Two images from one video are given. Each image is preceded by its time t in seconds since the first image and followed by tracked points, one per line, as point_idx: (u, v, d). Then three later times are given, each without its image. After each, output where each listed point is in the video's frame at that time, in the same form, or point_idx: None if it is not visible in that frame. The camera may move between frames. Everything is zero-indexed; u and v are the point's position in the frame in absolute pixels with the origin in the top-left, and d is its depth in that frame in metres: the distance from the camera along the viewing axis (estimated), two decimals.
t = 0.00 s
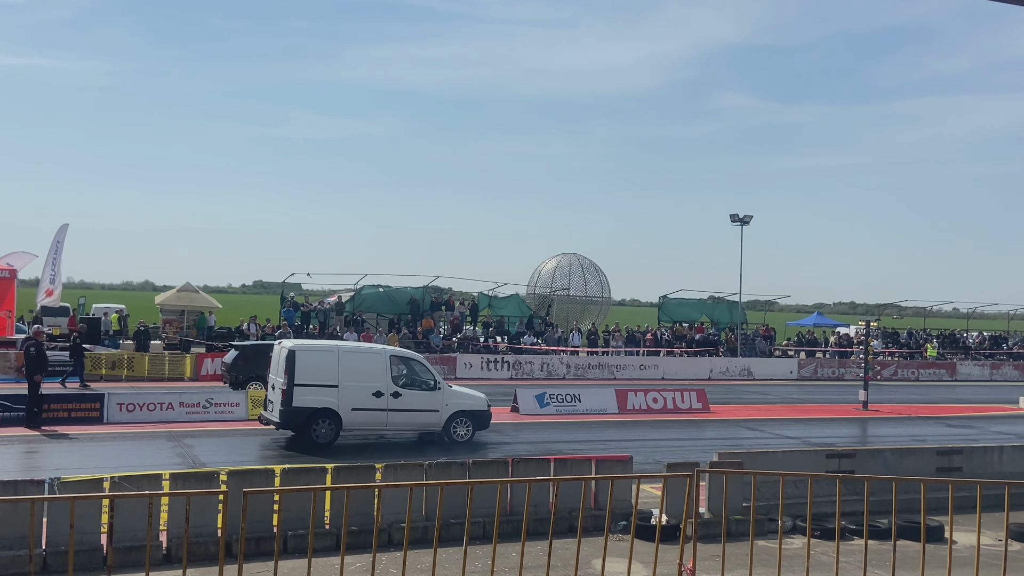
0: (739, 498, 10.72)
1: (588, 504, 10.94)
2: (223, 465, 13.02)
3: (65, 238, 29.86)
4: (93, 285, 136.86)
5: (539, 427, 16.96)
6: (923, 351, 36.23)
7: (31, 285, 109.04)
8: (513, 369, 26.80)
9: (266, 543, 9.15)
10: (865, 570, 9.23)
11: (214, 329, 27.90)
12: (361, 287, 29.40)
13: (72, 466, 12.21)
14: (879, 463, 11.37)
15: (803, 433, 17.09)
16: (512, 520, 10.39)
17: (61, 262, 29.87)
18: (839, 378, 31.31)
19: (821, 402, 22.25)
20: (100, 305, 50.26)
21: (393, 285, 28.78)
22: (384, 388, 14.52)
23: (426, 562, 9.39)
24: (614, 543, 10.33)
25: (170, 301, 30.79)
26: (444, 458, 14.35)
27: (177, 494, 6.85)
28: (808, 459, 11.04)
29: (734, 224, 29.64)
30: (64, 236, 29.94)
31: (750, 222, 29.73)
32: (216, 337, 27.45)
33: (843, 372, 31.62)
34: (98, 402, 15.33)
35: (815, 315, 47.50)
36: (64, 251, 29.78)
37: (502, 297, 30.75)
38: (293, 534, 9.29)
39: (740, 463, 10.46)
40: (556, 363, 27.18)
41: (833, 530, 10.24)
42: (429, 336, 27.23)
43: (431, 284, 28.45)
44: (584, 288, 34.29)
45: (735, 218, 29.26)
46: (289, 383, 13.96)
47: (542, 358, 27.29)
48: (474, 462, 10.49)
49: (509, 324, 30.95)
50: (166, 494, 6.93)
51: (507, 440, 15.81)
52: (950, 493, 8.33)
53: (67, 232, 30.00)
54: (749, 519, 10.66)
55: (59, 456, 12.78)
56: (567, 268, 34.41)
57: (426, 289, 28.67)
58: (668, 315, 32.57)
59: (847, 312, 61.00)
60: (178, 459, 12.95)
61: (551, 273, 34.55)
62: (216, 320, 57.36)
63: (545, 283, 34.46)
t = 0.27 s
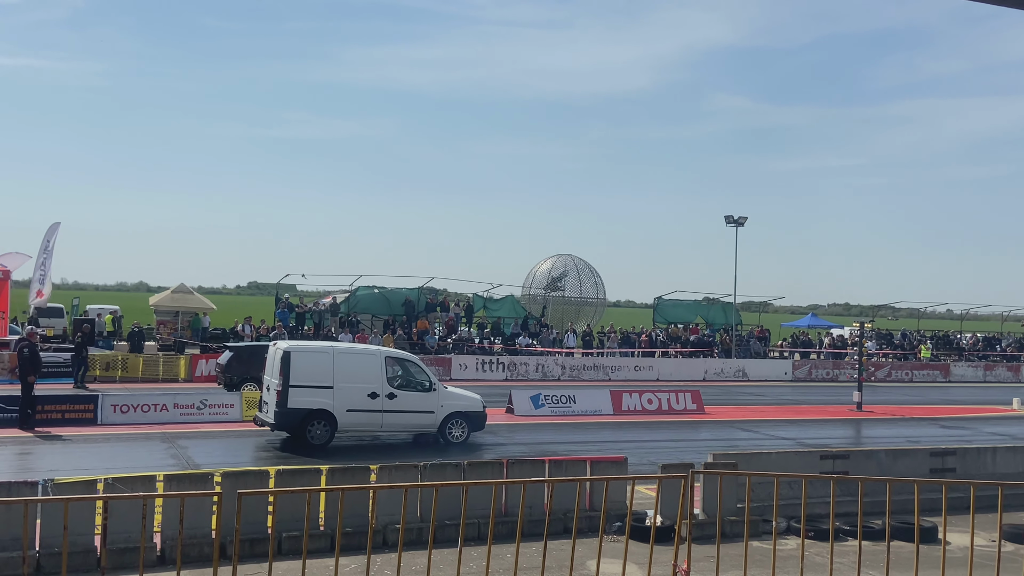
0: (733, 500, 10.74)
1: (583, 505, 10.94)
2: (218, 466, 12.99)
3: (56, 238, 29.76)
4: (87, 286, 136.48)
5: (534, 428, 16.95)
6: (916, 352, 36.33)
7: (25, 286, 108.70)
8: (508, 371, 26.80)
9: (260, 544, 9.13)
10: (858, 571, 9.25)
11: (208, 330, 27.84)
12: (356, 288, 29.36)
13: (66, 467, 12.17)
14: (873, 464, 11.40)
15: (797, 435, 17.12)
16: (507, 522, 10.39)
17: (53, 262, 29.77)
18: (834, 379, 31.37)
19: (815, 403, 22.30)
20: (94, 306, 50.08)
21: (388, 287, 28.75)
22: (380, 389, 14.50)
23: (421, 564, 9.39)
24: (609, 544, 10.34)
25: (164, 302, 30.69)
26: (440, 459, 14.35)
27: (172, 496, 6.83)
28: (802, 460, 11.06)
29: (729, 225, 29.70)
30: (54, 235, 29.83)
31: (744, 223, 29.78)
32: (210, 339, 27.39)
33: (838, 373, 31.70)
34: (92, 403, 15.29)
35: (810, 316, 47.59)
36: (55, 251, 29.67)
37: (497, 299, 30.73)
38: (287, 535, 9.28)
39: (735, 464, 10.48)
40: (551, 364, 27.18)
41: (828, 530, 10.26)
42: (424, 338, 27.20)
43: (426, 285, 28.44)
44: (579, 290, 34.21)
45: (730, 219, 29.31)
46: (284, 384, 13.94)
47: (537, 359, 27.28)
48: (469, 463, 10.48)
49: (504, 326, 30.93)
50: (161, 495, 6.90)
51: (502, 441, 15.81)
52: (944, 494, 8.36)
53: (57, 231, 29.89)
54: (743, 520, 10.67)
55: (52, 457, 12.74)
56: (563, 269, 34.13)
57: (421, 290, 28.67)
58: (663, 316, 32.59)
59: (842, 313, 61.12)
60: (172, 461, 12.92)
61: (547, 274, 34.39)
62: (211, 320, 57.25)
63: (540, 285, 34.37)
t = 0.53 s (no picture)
0: (729, 501, 10.75)
1: (578, 506, 10.94)
2: (212, 467, 12.95)
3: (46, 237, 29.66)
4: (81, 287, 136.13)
5: (529, 429, 16.94)
6: (911, 353, 36.42)
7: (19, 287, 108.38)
8: (503, 371, 26.79)
9: (255, 546, 9.11)
10: (853, 571, 9.25)
11: (203, 331, 27.78)
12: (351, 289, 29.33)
13: (59, 469, 12.12)
14: (868, 465, 11.42)
15: (792, 435, 17.15)
16: (502, 523, 10.38)
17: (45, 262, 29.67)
18: (828, 380, 31.43)
19: (810, 404, 22.34)
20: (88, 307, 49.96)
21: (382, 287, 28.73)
22: (375, 390, 14.48)
23: (415, 565, 9.37)
24: (604, 545, 10.34)
25: (158, 303, 30.62)
26: (435, 460, 14.33)
27: (166, 497, 6.81)
28: (797, 461, 11.07)
29: (724, 226, 29.72)
30: (44, 235, 29.75)
31: (739, 224, 29.80)
32: (205, 340, 27.33)
33: (832, 374, 31.76)
34: (86, 404, 15.24)
35: (805, 317, 47.67)
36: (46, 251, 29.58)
37: (492, 300, 30.70)
38: (282, 536, 9.26)
39: (730, 465, 10.48)
40: (546, 365, 27.18)
41: (822, 531, 10.27)
42: (419, 339, 27.17)
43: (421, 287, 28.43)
44: (574, 291, 34.21)
45: (725, 221, 29.32)
46: (280, 386, 13.92)
47: (532, 360, 27.29)
48: (464, 463, 10.47)
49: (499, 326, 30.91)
50: (155, 497, 6.87)
51: (497, 442, 15.80)
52: (938, 495, 8.37)
53: (45, 230, 29.77)
54: (738, 521, 10.68)
55: (46, 458, 12.69)
56: (558, 270, 34.11)
57: (417, 290, 28.66)
58: (658, 317, 32.60)
59: (836, 313, 61.21)
60: (167, 462, 12.89)
61: (541, 275, 34.35)
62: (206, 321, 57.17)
63: (535, 286, 34.34)
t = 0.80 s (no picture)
0: (725, 501, 10.76)
1: (574, 507, 10.94)
2: (207, 469, 12.93)
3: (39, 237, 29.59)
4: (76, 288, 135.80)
5: (525, 430, 16.94)
6: (905, 353, 36.49)
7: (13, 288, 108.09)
8: (499, 372, 26.79)
9: (250, 547, 9.09)
10: (848, 571, 9.26)
11: (198, 332, 27.73)
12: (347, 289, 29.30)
13: (54, 470, 12.08)
14: (863, 465, 11.44)
15: (787, 436, 17.17)
16: (498, 523, 10.38)
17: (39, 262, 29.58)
18: (824, 380, 31.49)
19: (805, 405, 22.37)
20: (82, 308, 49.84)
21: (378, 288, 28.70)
22: (371, 391, 14.47)
23: (411, 566, 9.36)
24: (600, 546, 10.34)
25: (153, 303, 30.54)
26: (432, 461, 14.32)
27: (162, 498, 6.78)
28: (793, 462, 11.09)
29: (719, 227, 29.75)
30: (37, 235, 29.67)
31: (735, 225, 29.84)
32: (200, 340, 27.28)
33: (827, 374, 31.82)
34: (80, 405, 15.20)
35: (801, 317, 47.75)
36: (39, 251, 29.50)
37: (488, 300, 30.67)
38: (277, 538, 9.24)
39: (725, 465, 10.49)
40: (542, 366, 27.19)
41: (818, 531, 10.28)
42: (415, 339, 27.13)
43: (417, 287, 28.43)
44: (570, 291, 34.22)
45: (720, 221, 29.37)
46: (275, 387, 13.89)
47: (528, 361, 27.30)
48: (460, 464, 10.46)
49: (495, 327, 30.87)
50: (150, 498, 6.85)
51: (494, 443, 15.79)
52: (933, 496, 8.38)
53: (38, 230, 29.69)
54: (734, 522, 10.69)
55: (40, 460, 12.64)
56: (554, 271, 34.17)
57: (412, 291, 28.65)
58: (654, 318, 32.61)
59: (831, 313, 61.33)
60: (162, 463, 12.86)
61: (537, 276, 34.37)
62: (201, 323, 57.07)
63: (531, 287, 34.35)
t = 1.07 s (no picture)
0: (721, 502, 10.77)
1: (571, 507, 10.94)
2: (203, 470, 12.91)
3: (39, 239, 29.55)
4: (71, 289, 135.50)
5: (521, 431, 16.94)
6: (901, 354, 36.57)
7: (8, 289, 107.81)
8: (495, 373, 26.80)
9: (246, 548, 9.08)
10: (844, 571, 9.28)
11: (193, 333, 27.69)
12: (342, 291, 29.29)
13: (49, 471, 12.04)
14: (859, 465, 11.46)
15: (783, 436, 17.20)
16: (495, 524, 10.38)
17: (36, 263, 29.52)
18: (819, 381, 31.55)
19: (801, 405, 22.41)
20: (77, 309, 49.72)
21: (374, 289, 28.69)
22: (367, 392, 14.46)
23: (408, 567, 9.36)
24: (596, 547, 10.35)
25: (149, 304, 30.48)
26: (428, 462, 14.31)
27: (157, 500, 6.76)
28: (789, 462, 11.11)
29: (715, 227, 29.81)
30: (37, 236, 29.60)
31: (730, 226, 29.88)
32: (195, 342, 27.25)
33: (823, 375, 31.87)
34: (75, 406, 15.18)
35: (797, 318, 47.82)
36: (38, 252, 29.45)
37: (484, 301, 30.66)
38: (273, 539, 9.23)
39: (722, 466, 10.50)
40: (538, 367, 27.20)
41: (814, 532, 10.30)
42: (411, 340, 27.12)
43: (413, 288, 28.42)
44: (566, 292, 34.28)
45: (716, 222, 29.42)
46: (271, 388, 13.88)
47: (524, 362, 27.31)
48: (456, 465, 10.46)
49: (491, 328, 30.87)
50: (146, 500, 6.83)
51: (490, 444, 15.78)
52: (928, 496, 8.40)
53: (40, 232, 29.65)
54: (730, 522, 10.71)
55: (35, 461, 12.60)
56: (550, 272, 34.25)
57: (408, 292, 28.65)
58: (650, 318, 32.64)
59: (827, 314, 61.46)
60: (157, 465, 12.83)
61: (533, 277, 34.42)
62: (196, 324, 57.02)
63: (527, 288, 34.39)
